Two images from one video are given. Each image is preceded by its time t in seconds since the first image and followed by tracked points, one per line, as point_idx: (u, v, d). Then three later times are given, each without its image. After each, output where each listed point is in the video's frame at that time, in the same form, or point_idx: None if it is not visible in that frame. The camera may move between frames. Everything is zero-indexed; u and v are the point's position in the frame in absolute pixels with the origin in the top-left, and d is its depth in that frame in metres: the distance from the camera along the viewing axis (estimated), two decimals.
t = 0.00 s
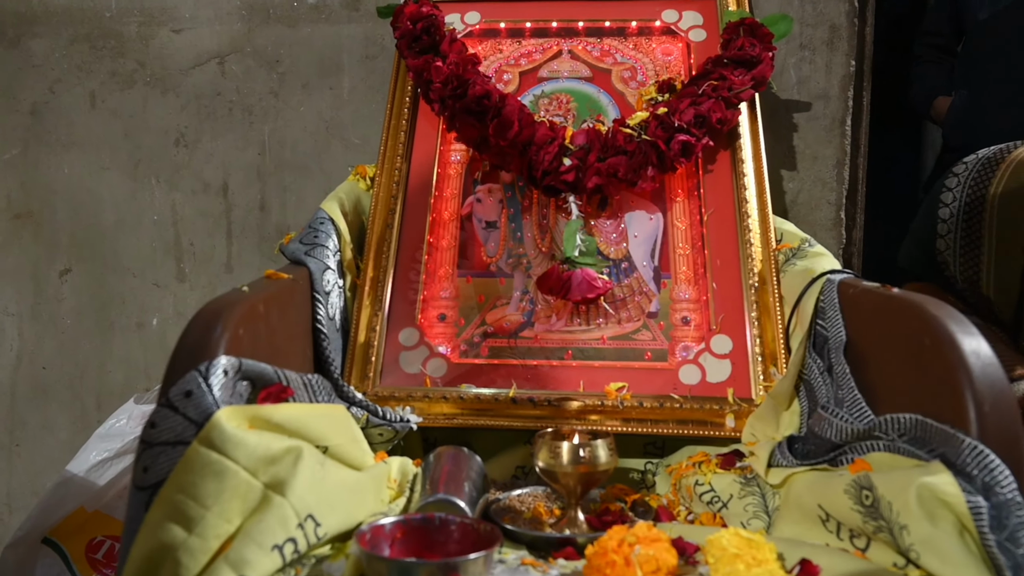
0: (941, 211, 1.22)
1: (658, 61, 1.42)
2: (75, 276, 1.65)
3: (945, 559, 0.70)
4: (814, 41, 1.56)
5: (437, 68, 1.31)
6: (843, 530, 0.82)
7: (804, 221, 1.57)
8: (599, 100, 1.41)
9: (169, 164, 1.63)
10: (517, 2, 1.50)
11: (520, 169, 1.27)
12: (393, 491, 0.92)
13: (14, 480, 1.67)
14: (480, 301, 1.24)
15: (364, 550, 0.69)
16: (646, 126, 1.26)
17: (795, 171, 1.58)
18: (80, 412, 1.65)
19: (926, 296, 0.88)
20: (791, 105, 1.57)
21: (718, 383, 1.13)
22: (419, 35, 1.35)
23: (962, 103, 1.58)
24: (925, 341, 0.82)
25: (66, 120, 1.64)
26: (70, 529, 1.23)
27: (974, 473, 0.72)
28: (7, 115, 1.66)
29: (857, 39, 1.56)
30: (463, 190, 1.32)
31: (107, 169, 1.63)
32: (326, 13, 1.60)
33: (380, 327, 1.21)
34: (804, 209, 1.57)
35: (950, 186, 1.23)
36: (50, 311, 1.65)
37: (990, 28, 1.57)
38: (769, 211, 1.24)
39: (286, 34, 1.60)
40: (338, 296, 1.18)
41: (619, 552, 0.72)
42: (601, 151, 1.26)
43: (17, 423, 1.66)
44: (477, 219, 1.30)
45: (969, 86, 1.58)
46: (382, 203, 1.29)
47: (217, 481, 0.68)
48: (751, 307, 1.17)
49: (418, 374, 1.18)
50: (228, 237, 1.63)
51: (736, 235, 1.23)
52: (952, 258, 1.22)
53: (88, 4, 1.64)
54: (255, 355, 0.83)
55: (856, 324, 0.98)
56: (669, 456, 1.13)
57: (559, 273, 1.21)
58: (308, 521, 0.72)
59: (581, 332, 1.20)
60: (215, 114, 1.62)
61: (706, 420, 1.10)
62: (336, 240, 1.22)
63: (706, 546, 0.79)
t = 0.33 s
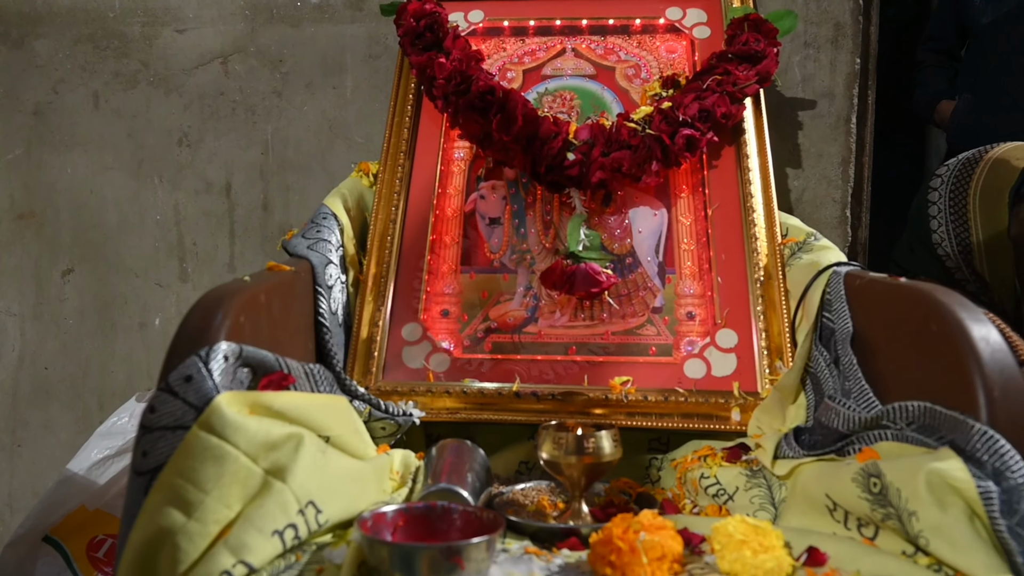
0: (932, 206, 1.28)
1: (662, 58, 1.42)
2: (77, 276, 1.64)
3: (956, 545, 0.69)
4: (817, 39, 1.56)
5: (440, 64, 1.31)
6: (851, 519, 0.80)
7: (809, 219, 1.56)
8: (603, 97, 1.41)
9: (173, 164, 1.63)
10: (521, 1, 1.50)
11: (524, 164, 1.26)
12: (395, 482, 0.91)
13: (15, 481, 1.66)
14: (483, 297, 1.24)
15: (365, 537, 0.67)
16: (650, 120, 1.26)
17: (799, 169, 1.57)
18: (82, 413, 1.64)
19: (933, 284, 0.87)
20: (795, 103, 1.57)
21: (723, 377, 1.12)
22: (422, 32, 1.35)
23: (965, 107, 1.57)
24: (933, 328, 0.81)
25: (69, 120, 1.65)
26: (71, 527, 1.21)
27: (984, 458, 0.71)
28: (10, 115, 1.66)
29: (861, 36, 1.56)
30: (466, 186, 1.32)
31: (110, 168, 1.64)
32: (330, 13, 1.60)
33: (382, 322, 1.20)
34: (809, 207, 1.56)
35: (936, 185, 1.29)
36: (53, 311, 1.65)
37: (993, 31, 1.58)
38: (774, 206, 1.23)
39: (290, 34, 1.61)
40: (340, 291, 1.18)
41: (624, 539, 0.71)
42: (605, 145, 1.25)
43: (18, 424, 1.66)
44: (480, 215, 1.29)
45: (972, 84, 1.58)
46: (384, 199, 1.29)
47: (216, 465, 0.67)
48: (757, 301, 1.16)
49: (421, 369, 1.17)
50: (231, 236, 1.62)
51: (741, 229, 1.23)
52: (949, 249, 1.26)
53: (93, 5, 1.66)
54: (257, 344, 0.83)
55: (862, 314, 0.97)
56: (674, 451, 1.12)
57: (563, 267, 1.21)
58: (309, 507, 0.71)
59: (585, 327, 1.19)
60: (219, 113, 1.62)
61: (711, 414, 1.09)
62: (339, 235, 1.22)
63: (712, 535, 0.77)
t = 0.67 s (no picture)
0: (934, 199, 1.27)
1: (664, 47, 1.41)
2: (75, 267, 1.64)
3: (961, 529, 0.68)
4: (820, 28, 1.55)
5: (440, 51, 1.30)
6: (853, 505, 0.79)
7: (812, 210, 1.55)
8: (604, 85, 1.39)
9: (171, 154, 1.62)
10: None
11: (524, 152, 1.25)
12: (394, 469, 0.90)
13: (13, 474, 1.65)
14: (484, 286, 1.23)
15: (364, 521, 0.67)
16: (652, 107, 1.25)
17: (802, 159, 1.56)
18: (80, 405, 1.64)
19: (937, 269, 0.86)
20: (797, 93, 1.56)
21: (725, 365, 1.11)
22: (422, 20, 1.34)
23: (967, 102, 1.56)
24: (936, 312, 0.81)
25: (67, 110, 1.64)
26: (69, 519, 1.20)
27: (988, 442, 0.70)
28: (7, 105, 1.65)
29: (864, 25, 1.54)
30: (466, 175, 1.31)
31: (108, 158, 1.63)
32: (329, 3, 1.60)
33: (382, 311, 1.19)
34: (811, 197, 1.55)
35: (939, 179, 1.28)
36: (51, 303, 1.64)
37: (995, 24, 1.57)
38: (777, 194, 1.23)
39: (289, 23, 1.60)
40: (340, 279, 1.17)
41: (626, 525, 0.69)
42: (607, 133, 1.23)
43: (16, 417, 1.65)
44: (481, 204, 1.29)
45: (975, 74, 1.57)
46: (384, 187, 1.28)
47: (212, 448, 0.66)
48: (759, 290, 1.16)
49: (420, 358, 1.16)
50: (230, 227, 1.61)
51: (743, 218, 1.22)
52: (952, 240, 1.25)
53: None
54: (254, 329, 0.82)
55: (865, 300, 0.96)
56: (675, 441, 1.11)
57: (563, 257, 1.20)
58: (306, 492, 0.70)
59: (586, 316, 1.18)
60: (218, 103, 1.61)
61: (713, 402, 1.08)
62: (338, 223, 1.21)
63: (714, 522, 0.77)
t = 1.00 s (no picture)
0: (940, 198, 1.26)
1: (665, 44, 1.38)
2: (66, 270, 1.61)
3: (978, 542, 0.65)
4: (824, 24, 1.52)
5: (437, 48, 1.27)
6: (866, 515, 0.76)
7: (816, 209, 1.52)
8: (604, 83, 1.36)
9: (164, 154, 1.59)
10: None
11: (523, 151, 1.22)
12: (389, 479, 0.87)
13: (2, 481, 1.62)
14: (482, 288, 1.20)
15: (356, 537, 0.64)
16: (653, 105, 1.22)
17: (805, 158, 1.53)
18: (71, 410, 1.61)
19: (950, 269, 0.83)
20: (801, 90, 1.53)
21: (730, 368, 1.08)
22: (418, 16, 1.31)
23: (968, 98, 1.53)
24: (949, 314, 0.78)
25: (57, 110, 1.61)
26: (56, 529, 1.17)
27: (1007, 449, 0.67)
28: None
29: (868, 22, 1.51)
30: (464, 174, 1.28)
31: (99, 159, 1.60)
32: None
33: (377, 314, 1.16)
34: (815, 196, 1.52)
35: (944, 177, 1.27)
36: (41, 306, 1.62)
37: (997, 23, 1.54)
38: (781, 193, 1.20)
39: (283, 21, 1.57)
40: (334, 282, 1.14)
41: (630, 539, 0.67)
42: (607, 131, 1.21)
43: (6, 423, 1.62)
44: (479, 205, 1.26)
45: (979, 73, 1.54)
46: (380, 187, 1.25)
47: (196, 461, 0.64)
48: (764, 291, 1.13)
49: (417, 362, 1.13)
50: (224, 229, 1.58)
51: (747, 217, 1.19)
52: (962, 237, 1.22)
53: None
54: (242, 335, 0.79)
55: (874, 302, 0.93)
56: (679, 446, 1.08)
57: (564, 258, 1.17)
58: (295, 505, 0.68)
59: (587, 319, 1.16)
60: (211, 102, 1.58)
61: (718, 407, 1.05)
62: (332, 224, 1.18)
63: (720, 534, 0.74)
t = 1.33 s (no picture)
0: (956, 198, 1.21)
1: (664, 44, 1.35)
2: (55, 278, 1.58)
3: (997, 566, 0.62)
4: (826, 24, 1.49)
5: (431, 50, 1.25)
6: (878, 534, 0.73)
7: (819, 212, 1.49)
8: (602, 85, 1.34)
9: (154, 159, 1.56)
10: None
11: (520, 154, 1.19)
12: (381, 497, 0.84)
13: None
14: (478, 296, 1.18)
15: (342, 562, 0.62)
16: (653, 107, 1.19)
17: (808, 160, 1.50)
18: (62, 421, 1.58)
19: (961, 277, 0.81)
20: (803, 91, 1.50)
21: (733, 378, 1.05)
22: (412, 18, 1.28)
23: (972, 98, 1.50)
24: (963, 323, 0.76)
25: (46, 116, 1.58)
26: (43, 544, 1.11)
27: None
28: None
29: (871, 22, 1.48)
30: (460, 179, 1.26)
31: (89, 165, 1.57)
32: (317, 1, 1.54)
33: (370, 323, 1.13)
34: (818, 199, 1.49)
35: (960, 176, 1.22)
36: (30, 315, 1.58)
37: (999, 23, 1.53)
38: (784, 196, 1.17)
39: (275, 23, 1.54)
40: (326, 291, 1.11)
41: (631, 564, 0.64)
42: (605, 134, 1.18)
43: None
44: (475, 210, 1.24)
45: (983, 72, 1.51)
46: (373, 193, 1.22)
47: (174, 485, 0.61)
48: (768, 298, 1.10)
49: (411, 373, 1.10)
50: (216, 235, 1.55)
51: (750, 222, 1.16)
52: (976, 245, 1.18)
53: None
54: (227, 349, 0.76)
55: (884, 310, 0.90)
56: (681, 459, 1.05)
57: (561, 264, 1.14)
58: (280, 529, 0.64)
59: (586, 327, 1.13)
60: (202, 106, 1.55)
61: (722, 419, 1.02)
62: (324, 230, 1.14)
63: (725, 555, 0.71)
